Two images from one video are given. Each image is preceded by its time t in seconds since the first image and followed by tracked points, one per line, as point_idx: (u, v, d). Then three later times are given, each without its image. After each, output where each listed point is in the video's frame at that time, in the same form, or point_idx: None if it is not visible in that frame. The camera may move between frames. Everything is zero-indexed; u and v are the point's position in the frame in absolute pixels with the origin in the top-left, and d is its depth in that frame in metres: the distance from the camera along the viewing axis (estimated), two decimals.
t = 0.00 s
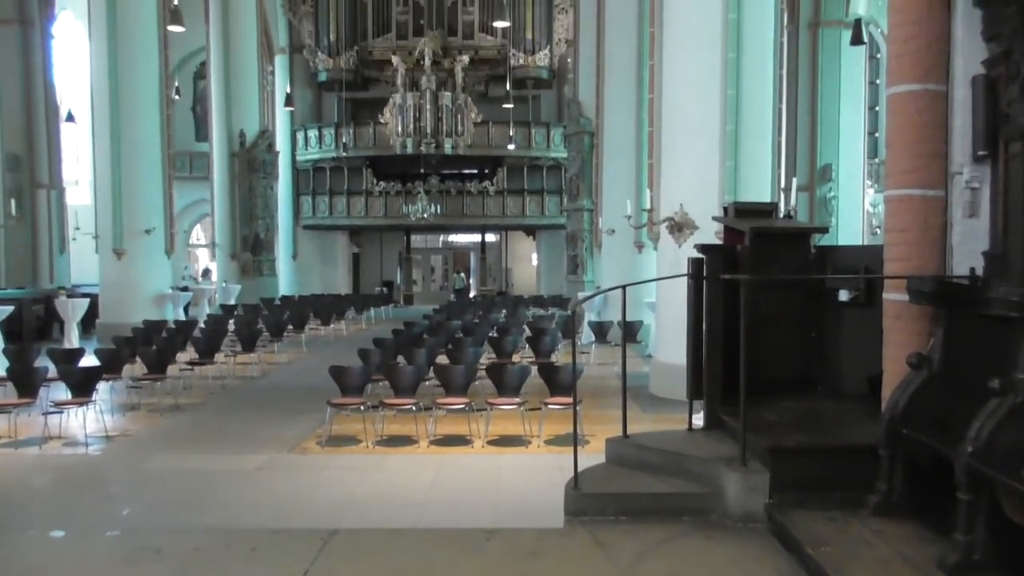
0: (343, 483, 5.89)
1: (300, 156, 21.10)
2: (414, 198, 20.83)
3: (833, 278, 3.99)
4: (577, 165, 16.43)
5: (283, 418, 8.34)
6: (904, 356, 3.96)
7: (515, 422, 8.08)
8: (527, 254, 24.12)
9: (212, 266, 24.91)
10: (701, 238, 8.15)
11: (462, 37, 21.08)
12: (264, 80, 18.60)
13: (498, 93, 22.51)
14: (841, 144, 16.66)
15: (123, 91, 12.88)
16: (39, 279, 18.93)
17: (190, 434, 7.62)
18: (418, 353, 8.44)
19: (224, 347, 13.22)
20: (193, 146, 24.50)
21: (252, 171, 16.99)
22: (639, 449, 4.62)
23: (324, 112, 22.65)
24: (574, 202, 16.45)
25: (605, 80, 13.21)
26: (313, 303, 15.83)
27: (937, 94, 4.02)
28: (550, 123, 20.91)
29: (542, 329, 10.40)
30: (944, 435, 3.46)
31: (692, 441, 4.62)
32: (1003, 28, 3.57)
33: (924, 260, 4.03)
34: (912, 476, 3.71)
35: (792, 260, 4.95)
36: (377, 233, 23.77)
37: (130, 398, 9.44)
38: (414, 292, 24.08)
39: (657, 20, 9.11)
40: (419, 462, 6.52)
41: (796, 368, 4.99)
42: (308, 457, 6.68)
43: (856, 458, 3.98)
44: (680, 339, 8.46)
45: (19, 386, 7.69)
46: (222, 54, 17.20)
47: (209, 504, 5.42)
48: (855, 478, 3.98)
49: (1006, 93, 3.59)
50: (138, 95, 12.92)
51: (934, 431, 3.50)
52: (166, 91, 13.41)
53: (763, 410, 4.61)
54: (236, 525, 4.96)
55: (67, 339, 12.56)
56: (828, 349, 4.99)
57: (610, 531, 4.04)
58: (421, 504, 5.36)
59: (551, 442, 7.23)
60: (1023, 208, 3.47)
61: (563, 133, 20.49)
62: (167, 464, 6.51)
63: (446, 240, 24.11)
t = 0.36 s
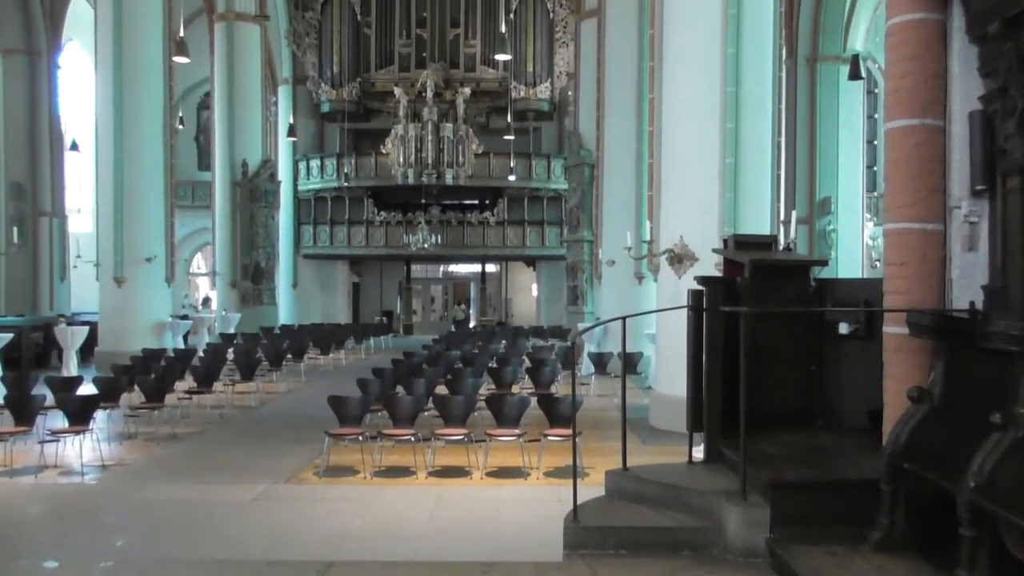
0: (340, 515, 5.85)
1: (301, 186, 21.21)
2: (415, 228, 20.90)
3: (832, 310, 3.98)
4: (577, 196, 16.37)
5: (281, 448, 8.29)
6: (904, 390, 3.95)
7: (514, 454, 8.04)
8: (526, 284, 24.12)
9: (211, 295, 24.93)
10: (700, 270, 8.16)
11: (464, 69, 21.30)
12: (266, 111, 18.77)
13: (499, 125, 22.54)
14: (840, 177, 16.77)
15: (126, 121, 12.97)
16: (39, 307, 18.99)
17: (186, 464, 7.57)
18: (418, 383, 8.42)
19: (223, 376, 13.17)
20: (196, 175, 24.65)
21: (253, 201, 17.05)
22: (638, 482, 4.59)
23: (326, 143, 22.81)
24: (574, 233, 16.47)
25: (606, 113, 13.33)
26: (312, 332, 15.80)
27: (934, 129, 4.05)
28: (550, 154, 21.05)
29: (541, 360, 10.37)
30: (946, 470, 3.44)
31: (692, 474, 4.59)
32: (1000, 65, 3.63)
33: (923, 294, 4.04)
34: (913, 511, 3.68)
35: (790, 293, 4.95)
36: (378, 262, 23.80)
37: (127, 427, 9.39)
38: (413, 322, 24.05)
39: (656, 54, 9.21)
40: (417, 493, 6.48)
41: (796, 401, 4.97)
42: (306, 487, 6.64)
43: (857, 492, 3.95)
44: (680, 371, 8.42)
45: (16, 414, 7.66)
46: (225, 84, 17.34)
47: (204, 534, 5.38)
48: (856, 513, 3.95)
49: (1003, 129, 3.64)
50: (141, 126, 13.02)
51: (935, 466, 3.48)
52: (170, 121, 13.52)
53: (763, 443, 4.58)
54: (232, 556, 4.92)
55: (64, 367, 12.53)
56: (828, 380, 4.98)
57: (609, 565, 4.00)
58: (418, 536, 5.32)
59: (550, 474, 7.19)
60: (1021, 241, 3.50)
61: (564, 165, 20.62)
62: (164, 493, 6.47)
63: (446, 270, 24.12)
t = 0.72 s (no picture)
0: (341, 536, 5.81)
1: (303, 207, 21.28)
2: (416, 248, 20.92)
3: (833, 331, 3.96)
4: (578, 218, 16.38)
5: (281, 469, 8.25)
6: (906, 413, 3.93)
7: (515, 475, 8.00)
8: (528, 305, 24.09)
9: (213, 315, 24.94)
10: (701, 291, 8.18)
11: (466, 91, 21.40)
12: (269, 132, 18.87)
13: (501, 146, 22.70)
14: (841, 199, 16.83)
15: (130, 143, 13.03)
16: (40, 327, 19.04)
17: (186, 484, 7.54)
18: (418, 404, 8.39)
19: (223, 396, 13.14)
20: (199, 196, 24.74)
21: (255, 222, 17.10)
22: (640, 504, 4.57)
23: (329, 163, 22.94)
24: (575, 254, 16.48)
25: (607, 135, 13.40)
26: (313, 353, 15.76)
27: (935, 152, 4.06)
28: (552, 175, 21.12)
29: (542, 381, 10.33)
30: (948, 494, 3.41)
31: (693, 496, 4.57)
32: (1000, 89, 3.65)
33: (925, 316, 4.04)
34: (915, 537, 3.64)
35: (791, 315, 4.92)
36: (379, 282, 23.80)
37: (127, 448, 9.36)
38: (414, 342, 24.01)
39: (658, 76, 9.26)
40: (417, 514, 6.44)
41: (798, 423, 4.96)
42: (306, 508, 6.60)
43: (859, 516, 3.92)
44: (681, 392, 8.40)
45: (17, 434, 7.64)
46: (228, 106, 17.40)
47: (204, 555, 5.36)
48: (857, 537, 3.92)
49: (1003, 152, 3.65)
50: (144, 147, 13.08)
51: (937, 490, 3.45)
52: (174, 141, 13.60)
53: (764, 465, 4.56)
54: None
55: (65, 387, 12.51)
56: (829, 402, 4.97)
57: None
58: (418, 558, 5.28)
59: (551, 495, 7.15)
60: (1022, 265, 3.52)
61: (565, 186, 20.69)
62: (164, 514, 6.44)
63: (448, 290, 24.10)
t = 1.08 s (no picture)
0: (342, 555, 5.78)
1: (306, 225, 21.36)
2: (419, 266, 20.96)
3: (838, 350, 3.94)
4: (580, 236, 16.44)
5: (283, 487, 8.22)
6: (910, 433, 3.93)
7: (518, 493, 7.96)
8: (530, 322, 24.07)
9: (216, 333, 24.98)
10: (704, 309, 8.17)
11: (469, 109, 21.48)
12: (273, 150, 18.95)
13: (504, 164, 22.80)
14: (844, 217, 16.89)
15: (134, 163, 13.09)
16: (43, 345, 19.11)
17: (188, 503, 7.51)
18: (420, 422, 8.37)
19: (226, 414, 13.13)
20: (203, 215, 24.85)
21: (258, 239, 17.16)
22: (643, 523, 4.54)
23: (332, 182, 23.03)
24: (578, 271, 16.50)
25: (609, 153, 13.43)
26: (316, 371, 15.75)
27: (938, 171, 4.07)
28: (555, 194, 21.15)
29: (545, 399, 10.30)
30: (954, 513, 3.40)
31: (698, 516, 4.54)
32: (1003, 108, 3.64)
33: (930, 335, 4.02)
34: (921, 557, 3.63)
35: (794, 333, 4.89)
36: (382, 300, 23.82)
37: (129, 466, 9.34)
38: (417, 360, 23.98)
39: (659, 94, 9.28)
40: (420, 533, 6.40)
41: (801, 442, 4.91)
42: (307, 528, 6.57)
43: (864, 536, 3.89)
44: (685, 410, 8.35)
45: (19, 453, 7.62)
46: (232, 124, 17.43)
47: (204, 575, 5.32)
48: (862, 557, 3.89)
49: (1006, 171, 3.64)
50: (149, 166, 13.14)
51: (943, 510, 3.45)
52: (178, 160, 13.66)
53: (768, 484, 4.53)
54: None
55: (68, 405, 12.51)
56: (833, 422, 4.95)
57: None
58: None
59: (554, 514, 7.11)
60: None
61: (568, 204, 20.71)
62: (165, 534, 6.41)
63: (451, 308, 24.11)
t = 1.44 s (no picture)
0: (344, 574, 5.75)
1: (310, 243, 21.43)
2: (422, 283, 20.98)
3: (842, 367, 3.94)
4: (583, 254, 16.46)
5: (285, 506, 8.19)
6: (916, 450, 3.92)
7: (521, 512, 7.92)
8: (533, 340, 24.05)
9: (219, 351, 24.98)
10: (707, 327, 8.17)
11: (472, 128, 21.57)
12: (277, 169, 19.03)
13: (507, 182, 22.86)
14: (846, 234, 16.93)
15: (139, 182, 13.14)
16: (47, 363, 19.11)
17: (190, 522, 7.49)
18: (423, 440, 8.35)
19: (228, 432, 13.12)
20: (207, 232, 24.92)
21: (262, 257, 17.20)
22: (647, 542, 4.52)
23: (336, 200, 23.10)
24: (581, 289, 16.51)
25: (612, 170, 13.46)
26: (318, 388, 15.73)
27: (940, 188, 4.09)
28: (557, 211, 21.20)
29: (549, 416, 10.27)
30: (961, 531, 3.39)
31: (701, 535, 4.51)
32: (1004, 126, 3.67)
33: (934, 352, 4.02)
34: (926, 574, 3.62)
35: (798, 350, 4.89)
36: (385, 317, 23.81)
37: (132, 485, 9.33)
38: (420, 377, 23.93)
39: (661, 111, 9.31)
40: (422, 552, 6.38)
41: (805, 460, 4.90)
42: (310, 546, 6.54)
43: (869, 555, 3.87)
44: (688, 428, 8.31)
45: (21, 471, 7.61)
46: (237, 143, 17.51)
47: None
48: None
49: (1008, 188, 3.66)
50: (153, 185, 13.20)
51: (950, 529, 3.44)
52: (182, 179, 13.70)
53: (773, 503, 4.51)
54: None
55: (71, 423, 12.50)
56: (838, 439, 4.92)
57: None
58: None
59: (557, 533, 7.08)
60: None
61: (571, 222, 20.75)
62: (166, 552, 6.39)
63: (453, 325, 24.11)
